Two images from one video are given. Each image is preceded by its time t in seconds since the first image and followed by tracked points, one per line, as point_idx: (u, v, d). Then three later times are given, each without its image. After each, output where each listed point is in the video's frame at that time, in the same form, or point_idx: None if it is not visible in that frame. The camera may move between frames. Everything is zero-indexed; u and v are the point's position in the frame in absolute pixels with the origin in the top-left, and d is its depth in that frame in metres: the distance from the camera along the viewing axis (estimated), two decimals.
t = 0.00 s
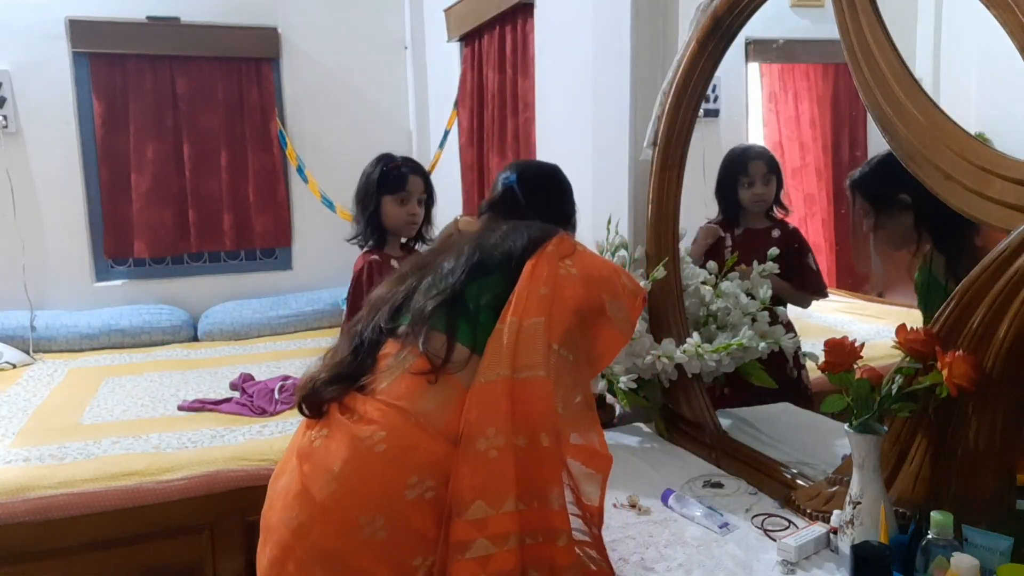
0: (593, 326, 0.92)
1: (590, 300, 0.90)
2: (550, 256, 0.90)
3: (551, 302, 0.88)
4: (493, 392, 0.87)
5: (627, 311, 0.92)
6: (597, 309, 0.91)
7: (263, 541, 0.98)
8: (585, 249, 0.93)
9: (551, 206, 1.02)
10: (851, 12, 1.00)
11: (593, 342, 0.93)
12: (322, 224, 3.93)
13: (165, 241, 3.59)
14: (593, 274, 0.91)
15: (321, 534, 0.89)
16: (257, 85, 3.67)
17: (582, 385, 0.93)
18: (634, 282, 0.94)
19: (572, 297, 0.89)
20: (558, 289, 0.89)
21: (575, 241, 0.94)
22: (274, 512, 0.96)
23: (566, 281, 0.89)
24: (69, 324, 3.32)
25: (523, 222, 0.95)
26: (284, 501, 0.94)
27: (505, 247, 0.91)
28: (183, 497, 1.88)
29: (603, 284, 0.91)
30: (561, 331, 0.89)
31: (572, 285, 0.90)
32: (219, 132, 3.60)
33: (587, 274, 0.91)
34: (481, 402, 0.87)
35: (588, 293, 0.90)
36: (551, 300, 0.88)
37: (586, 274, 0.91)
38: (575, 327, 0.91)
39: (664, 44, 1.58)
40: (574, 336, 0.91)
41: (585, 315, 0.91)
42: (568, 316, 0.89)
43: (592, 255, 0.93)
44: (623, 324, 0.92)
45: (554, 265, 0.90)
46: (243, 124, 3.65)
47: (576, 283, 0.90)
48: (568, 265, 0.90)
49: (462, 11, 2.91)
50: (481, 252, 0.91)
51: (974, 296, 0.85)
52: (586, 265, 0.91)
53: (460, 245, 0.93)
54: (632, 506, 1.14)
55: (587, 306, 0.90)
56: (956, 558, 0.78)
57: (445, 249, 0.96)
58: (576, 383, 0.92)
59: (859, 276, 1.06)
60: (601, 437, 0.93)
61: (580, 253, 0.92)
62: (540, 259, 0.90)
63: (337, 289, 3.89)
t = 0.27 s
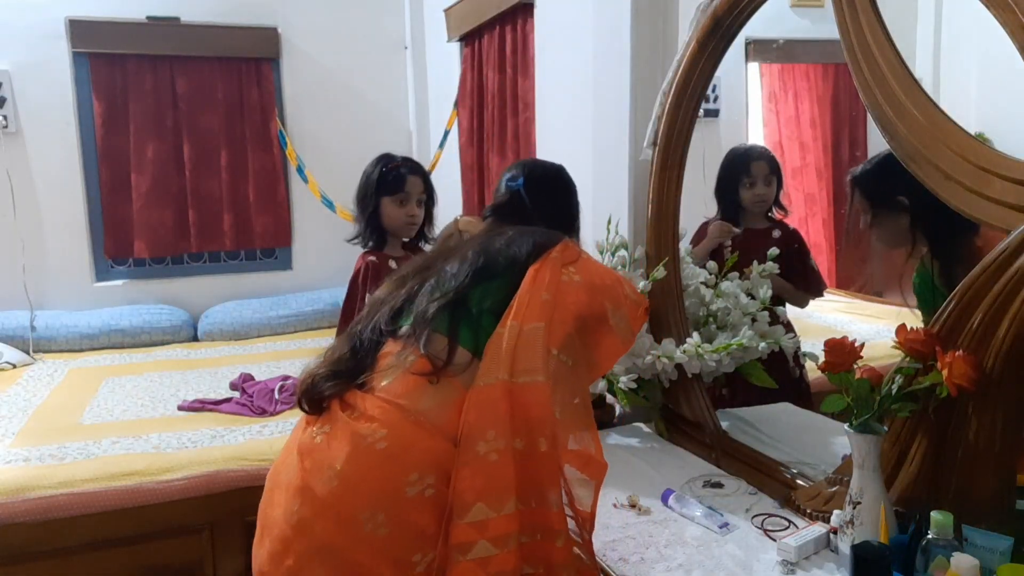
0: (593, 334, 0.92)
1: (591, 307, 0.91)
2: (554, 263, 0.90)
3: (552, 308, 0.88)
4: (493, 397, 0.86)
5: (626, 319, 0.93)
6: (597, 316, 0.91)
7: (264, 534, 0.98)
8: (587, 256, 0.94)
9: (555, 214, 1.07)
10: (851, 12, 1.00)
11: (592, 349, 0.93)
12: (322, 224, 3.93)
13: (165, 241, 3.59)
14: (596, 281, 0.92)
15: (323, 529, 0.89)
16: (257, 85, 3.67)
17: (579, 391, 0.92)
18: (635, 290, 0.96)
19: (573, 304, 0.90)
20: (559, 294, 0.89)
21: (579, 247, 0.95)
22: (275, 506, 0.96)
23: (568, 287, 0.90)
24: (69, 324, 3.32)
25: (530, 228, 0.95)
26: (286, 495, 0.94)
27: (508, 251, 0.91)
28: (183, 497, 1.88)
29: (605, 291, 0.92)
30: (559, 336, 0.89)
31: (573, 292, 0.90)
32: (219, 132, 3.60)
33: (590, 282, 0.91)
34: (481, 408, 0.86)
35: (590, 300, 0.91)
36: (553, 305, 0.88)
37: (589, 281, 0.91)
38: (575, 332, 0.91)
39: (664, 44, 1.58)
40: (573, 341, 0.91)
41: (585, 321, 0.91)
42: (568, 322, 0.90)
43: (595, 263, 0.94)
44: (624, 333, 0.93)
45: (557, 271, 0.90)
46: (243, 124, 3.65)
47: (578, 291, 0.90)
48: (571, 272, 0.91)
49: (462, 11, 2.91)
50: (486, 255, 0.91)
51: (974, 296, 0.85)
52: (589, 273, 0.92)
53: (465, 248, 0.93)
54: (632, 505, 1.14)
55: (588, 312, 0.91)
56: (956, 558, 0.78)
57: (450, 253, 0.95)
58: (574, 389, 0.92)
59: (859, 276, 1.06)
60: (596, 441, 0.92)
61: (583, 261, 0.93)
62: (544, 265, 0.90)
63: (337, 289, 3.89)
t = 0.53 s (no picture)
0: (574, 323, 0.95)
1: (568, 299, 0.93)
2: (527, 259, 0.92)
3: (532, 305, 0.91)
4: (488, 400, 0.89)
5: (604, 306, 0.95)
6: (575, 306, 0.94)
7: (268, 557, 0.99)
8: (558, 247, 0.96)
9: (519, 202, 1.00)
10: (851, 12, 1.00)
11: (574, 338, 0.96)
12: (322, 224, 3.93)
13: (165, 241, 3.59)
14: (570, 273, 0.93)
15: (333, 544, 0.91)
16: (257, 85, 3.67)
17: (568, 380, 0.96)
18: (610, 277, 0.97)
19: (551, 299, 0.92)
20: (538, 291, 0.91)
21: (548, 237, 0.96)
22: (277, 527, 0.97)
23: (544, 282, 0.92)
24: (69, 324, 3.32)
25: (496, 222, 0.96)
26: (288, 516, 0.95)
27: (478, 250, 0.92)
28: (183, 497, 1.88)
29: (580, 281, 0.94)
30: (541, 331, 0.91)
31: (550, 287, 0.92)
32: (219, 132, 3.60)
33: (565, 273, 0.93)
34: (477, 412, 0.89)
35: (567, 294, 0.93)
36: (532, 302, 0.91)
37: (564, 274, 0.93)
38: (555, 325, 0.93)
39: (664, 44, 1.58)
40: (556, 334, 0.93)
41: (564, 314, 0.93)
42: (547, 317, 0.92)
43: (567, 252, 0.96)
44: (604, 319, 0.96)
45: (531, 266, 0.92)
46: (243, 124, 3.65)
47: (555, 285, 0.92)
48: (545, 265, 0.93)
49: (463, 11, 2.91)
50: (456, 259, 0.92)
51: (974, 296, 0.85)
52: (562, 265, 0.94)
53: (433, 252, 0.94)
54: (632, 505, 1.14)
55: (566, 305, 0.93)
56: (956, 558, 0.78)
57: (418, 257, 0.96)
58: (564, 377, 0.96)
59: (859, 276, 1.06)
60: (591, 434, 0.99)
61: (555, 253, 0.94)
62: (517, 263, 0.91)
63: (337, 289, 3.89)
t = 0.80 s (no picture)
0: (551, 301, 1.03)
1: (545, 281, 1.01)
2: (507, 247, 1.00)
3: (510, 287, 0.99)
4: (468, 375, 0.97)
5: (580, 286, 1.03)
6: (552, 287, 1.02)
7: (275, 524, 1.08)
8: (538, 234, 1.04)
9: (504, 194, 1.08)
10: (851, 12, 1.00)
11: (553, 317, 1.04)
12: (322, 224, 3.93)
13: (165, 241, 3.59)
14: (547, 257, 1.01)
15: (326, 508, 0.99)
16: (257, 85, 3.67)
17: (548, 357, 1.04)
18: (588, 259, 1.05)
19: (529, 281, 1.00)
20: (517, 274, 0.99)
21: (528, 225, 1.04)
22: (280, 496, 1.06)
23: (523, 265, 0.99)
24: (69, 324, 3.32)
25: (479, 214, 1.04)
26: (290, 485, 1.04)
27: (463, 243, 1.00)
28: (183, 497, 1.88)
29: (557, 263, 1.02)
30: (519, 311, 0.99)
31: (528, 270, 1.00)
32: (219, 132, 3.61)
33: (542, 257, 1.01)
34: (459, 386, 0.97)
35: (544, 276, 1.01)
36: (510, 284, 0.98)
37: (542, 258, 1.01)
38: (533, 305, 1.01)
39: (664, 45, 1.58)
40: (533, 313, 1.01)
41: (541, 294, 1.01)
42: (525, 298, 1.00)
43: (545, 237, 1.04)
44: (579, 300, 1.04)
45: (510, 252, 1.00)
46: (243, 123, 3.65)
47: (532, 269, 1.00)
48: (523, 250, 1.01)
49: (463, 11, 2.91)
50: (440, 251, 1.00)
51: (974, 296, 0.85)
52: (540, 249, 1.01)
53: (421, 245, 1.02)
54: (632, 506, 1.14)
55: (543, 286, 1.01)
56: (956, 558, 0.78)
57: (409, 249, 1.04)
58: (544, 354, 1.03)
59: (857, 276, 1.05)
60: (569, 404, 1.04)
61: (534, 240, 1.02)
62: (497, 250, 0.99)
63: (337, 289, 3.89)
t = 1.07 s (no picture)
0: (525, 302, 1.10)
1: (525, 281, 1.09)
2: (495, 248, 1.09)
3: (491, 280, 1.06)
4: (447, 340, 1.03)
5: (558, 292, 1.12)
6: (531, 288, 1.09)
7: (258, 460, 1.15)
8: (524, 245, 1.13)
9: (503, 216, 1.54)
10: (851, 12, 1.00)
11: (530, 316, 1.11)
12: (322, 224, 3.93)
13: (165, 241, 3.59)
14: (530, 261, 1.10)
15: (308, 443, 1.05)
16: (257, 85, 3.67)
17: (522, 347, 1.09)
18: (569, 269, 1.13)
19: (510, 278, 1.07)
20: (499, 270, 1.07)
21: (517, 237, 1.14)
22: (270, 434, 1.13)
23: (506, 263, 1.08)
24: (69, 324, 3.32)
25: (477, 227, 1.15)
26: (277, 420, 1.12)
27: (459, 247, 1.11)
28: (184, 496, 1.88)
29: (539, 268, 1.10)
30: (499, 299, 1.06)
31: (510, 269, 1.08)
32: (219, 132, 3.61)
33: (523, 261, 1.10)
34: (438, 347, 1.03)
35: (525, 276, 1.09)
36: (492, 277, 1.06)
37: (525, 261, 1.10)
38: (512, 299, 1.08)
39: (664, 45, 1.58)
40: (512, 307, 1.08)
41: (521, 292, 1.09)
42: (505, 292, 1.07)
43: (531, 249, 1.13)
44: (551, 304, 1.12)
45: (497, 253, 1.09)
46: (243, 123, 3.65)
47: (514, 268, 1.08)
48: (508, 253, 1.10)
49: (463, 11, 2.91)
50: (438, 250, 1.12)
51: (974, 295, 0.85)
52: (525, 255, 1.10)
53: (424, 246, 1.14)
54: (632, 506, 1.14)
55: (523, 285, 1.09)
56: (956, 558, 0.78)
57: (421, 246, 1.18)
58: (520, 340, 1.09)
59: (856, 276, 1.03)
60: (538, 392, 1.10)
61: (519, 248, 1.11)
62: (485, 248, 1.09)
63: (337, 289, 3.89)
